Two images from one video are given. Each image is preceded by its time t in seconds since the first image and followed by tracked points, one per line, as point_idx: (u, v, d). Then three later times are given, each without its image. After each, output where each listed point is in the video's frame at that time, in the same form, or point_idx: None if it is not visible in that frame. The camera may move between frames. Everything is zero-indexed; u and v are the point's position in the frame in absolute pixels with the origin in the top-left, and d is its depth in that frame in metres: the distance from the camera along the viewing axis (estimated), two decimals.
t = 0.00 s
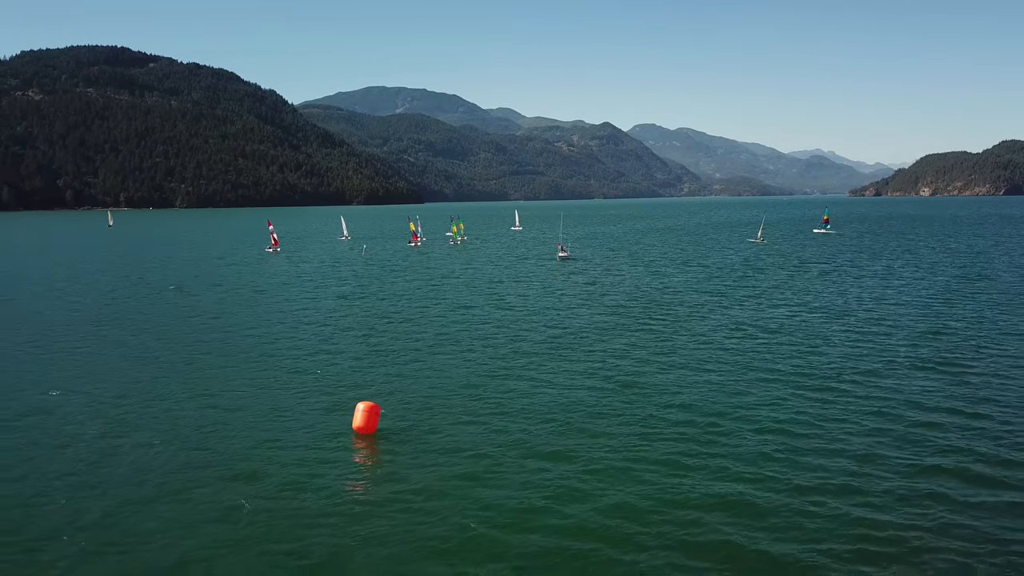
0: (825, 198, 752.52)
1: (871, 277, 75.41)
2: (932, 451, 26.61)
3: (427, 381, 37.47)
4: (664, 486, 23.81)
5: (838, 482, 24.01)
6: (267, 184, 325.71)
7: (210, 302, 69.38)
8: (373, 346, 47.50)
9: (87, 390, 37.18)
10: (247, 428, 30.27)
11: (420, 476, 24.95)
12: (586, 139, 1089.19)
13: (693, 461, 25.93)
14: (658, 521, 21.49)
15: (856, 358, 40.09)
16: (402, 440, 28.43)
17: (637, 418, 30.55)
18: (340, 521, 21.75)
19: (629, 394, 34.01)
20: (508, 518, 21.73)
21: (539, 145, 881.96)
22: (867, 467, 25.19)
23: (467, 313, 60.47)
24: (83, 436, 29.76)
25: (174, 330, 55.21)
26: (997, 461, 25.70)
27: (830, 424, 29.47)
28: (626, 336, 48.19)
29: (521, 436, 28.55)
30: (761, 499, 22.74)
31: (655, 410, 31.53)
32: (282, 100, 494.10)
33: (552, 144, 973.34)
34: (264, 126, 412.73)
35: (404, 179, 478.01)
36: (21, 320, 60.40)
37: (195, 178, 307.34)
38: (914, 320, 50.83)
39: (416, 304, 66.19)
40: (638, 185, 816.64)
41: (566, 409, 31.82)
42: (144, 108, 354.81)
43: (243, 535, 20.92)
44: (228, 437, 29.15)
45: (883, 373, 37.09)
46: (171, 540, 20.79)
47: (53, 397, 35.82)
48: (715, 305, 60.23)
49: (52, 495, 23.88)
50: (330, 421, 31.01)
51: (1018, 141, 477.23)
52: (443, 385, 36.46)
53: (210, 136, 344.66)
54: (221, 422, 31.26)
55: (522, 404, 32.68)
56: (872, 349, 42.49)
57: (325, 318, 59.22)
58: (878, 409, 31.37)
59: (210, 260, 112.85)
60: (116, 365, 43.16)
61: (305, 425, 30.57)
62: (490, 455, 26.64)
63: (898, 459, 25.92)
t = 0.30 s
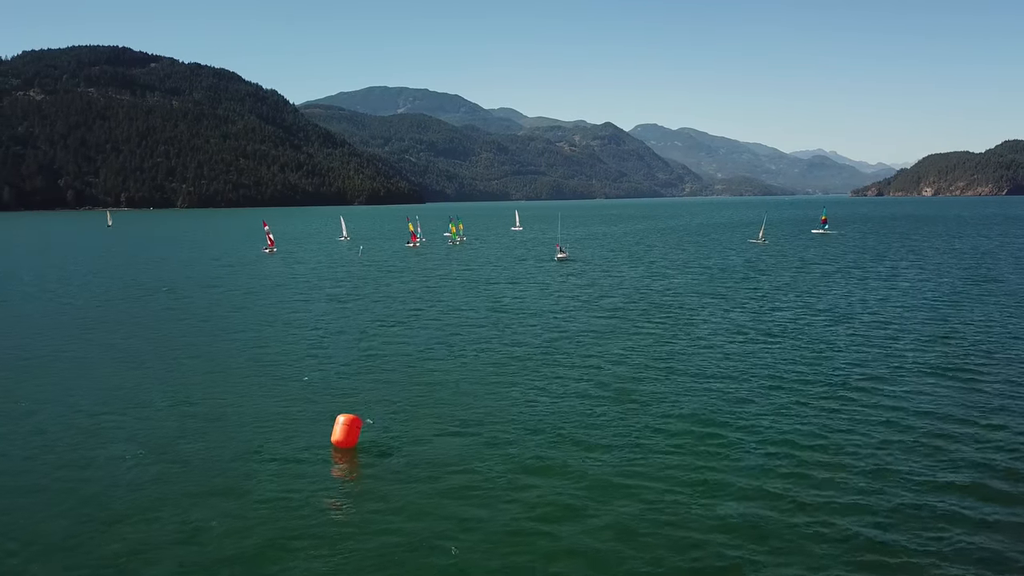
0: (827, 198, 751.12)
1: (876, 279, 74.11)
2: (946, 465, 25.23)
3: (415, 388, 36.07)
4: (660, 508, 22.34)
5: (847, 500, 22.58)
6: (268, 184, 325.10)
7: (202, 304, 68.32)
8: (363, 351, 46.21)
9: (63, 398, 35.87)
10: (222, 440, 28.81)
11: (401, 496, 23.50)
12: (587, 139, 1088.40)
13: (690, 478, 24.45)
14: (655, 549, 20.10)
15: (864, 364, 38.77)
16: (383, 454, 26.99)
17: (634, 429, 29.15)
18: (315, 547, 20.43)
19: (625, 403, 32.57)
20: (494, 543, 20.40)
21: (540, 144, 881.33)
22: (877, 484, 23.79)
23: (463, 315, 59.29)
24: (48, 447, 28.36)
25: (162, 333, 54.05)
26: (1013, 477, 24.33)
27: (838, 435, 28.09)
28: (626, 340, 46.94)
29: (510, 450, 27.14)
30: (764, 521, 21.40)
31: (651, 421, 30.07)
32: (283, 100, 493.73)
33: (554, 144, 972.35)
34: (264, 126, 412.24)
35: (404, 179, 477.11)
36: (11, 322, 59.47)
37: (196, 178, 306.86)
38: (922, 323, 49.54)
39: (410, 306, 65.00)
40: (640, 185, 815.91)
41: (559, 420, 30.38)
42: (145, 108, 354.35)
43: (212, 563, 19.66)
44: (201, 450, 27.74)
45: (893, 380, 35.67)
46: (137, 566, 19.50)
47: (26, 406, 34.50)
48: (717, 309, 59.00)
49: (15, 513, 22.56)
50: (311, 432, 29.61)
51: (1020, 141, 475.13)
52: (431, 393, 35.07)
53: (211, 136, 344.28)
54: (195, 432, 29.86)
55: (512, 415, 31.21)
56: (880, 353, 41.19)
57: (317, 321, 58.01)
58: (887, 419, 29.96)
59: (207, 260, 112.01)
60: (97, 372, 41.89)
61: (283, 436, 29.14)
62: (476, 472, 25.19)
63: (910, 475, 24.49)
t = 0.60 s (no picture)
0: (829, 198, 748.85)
1: (878, 281, 73.23)
2: (951, 481, 24.33)
3: (402, 397, 35.05)
4: (650, 531, 21.25)
5: (846, 521, 21.59)
6: (269, 184, 324.91)
7: (194, 305, 67.47)
8: (350, 355, 45.13)
9: (32, 400, 34.61)
10: (193, 453, 27.66)
11: (378, 516, 22.36)
12: (589, 139, 1086.83)
13: (683, 498, 23.31)
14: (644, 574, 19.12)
15: (867, 371, 37.78)
16: (363, 470, 25.93)
17: (627, 443, 28.12)
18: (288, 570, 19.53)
19: (618, 414, 31.44)
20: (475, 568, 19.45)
21: (542, 144, 880.77)
22: (884, 502, 22.77)
23: (457, 318, 58.30)
24: (15, 457, 27.27)
25: (148, 334, 53.15)
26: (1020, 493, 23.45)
27: (843, 449, 27.06)
28: (624, 343, 45.97)
29: (495, 466, 26.02)
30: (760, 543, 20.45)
31: (644, 434, 28.94)
32: (285, 100, 493.72)
33: (556, 143, 971.87)
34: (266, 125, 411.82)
35: (406, 179, 476.75)
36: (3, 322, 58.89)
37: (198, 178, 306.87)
38: (927, 327, 48.66)
39: (404, 308, 64.04)
40: (642, 185, 814.95)
41: (546, 433, 29.23)
42: (146, 108, 354.17)
43: None
44: (171, 464, 26.54)
45: (896, 388, 34.78)
46: None
47: None
48: (717, 309, 57.99)
49: None
50: (288, 445, 28.55)
51: None
52: (418, 403, 34.00)
53: (212, 136, 344.22)
54: (167, 444, 28.75)
55: (499, 427, 30.13)
56: (886, 359, 40.24)
57: (308, 323, 57.06)
58: (892, 431, 28.92)
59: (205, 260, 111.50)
60: (72, 371, 40.77)
61: (257, 450, 28.05)
62: (457, 490, 24.04)
63: (919, 492, 23.42)
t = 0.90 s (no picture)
0: (831, 198, 747.81)
1: (887, 282, 71.16)
2: (989, 499, 22.07)
3: (390, 404, 32.65)
4: (665, 563, 18.70)
5: (882, 548, 19.24)
6: (270, 184, 323.81)
7: (183, 306, 65.58)
8: (338, 357, 42.81)
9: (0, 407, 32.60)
10: (155, 470, 25.19)
11: (357, 543, 19.81)
12: (591, 139, 1086.30)
13: (699, 521, 20.81)
14: None
15: (883, 375, 35.74)
16: (343, 487, 23.44)
17: (633, 455, 25.83)
18: None
19: (622, 423, 28.99)
20: None
21: (544, 144, 880.07)
22: (927, 525, 20.34)
23: (453, 318, 56.23)
24: None
25: (133, 336, 51.18)
26: None
27: (869, 462, 24.80)
28: (625, 345, 43.86)
29: (489, 483, 23.56)
30: None
31: (651, 447, 26.43)
32: (286, 100, 493.28)
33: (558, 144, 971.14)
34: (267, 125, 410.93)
35: (407, 178, 475.39)
36: None
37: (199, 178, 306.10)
38: (942, 330, 46.57)
39: (398, 308, 62.04)
40: (644, 185, 813.80)
41: (546, 446, 26.67)
42: (147, 107, 353.28)
43: None
44: (131, 481, 24.13)
45: (915, 394, 32.62)
46: None
47: None
48: (721, 310, 55.91)
49: None
50: (263, 460, 26.12)
51: None
52: (406, 410, 31.62)
53: (213, 136, 343.30)
54: (131, 459, 26.33)
55: (493, 439, 27.64)
56: (901, 362, 38.29)
57: (298, 324, 55.01)
58: (920, 441, 26.67)
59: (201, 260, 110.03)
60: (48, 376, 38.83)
61: (227, 464, 25.59)
62: (447, 512, 21.51)
63: (959, 512, 21.14)
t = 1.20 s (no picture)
0: (832, 198, 745.87)
1: (888, 283, 70.33)
2: (990, 518, 21.27)
3: (374, 413, 31.87)
4: None
5: None
6: (271, 184, 323.81)
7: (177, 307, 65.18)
8: (326, 362, 42.04)
9: None
10: (127, 484, 24.42)
11: (328, 570, 18.99)
12: (592, 139, 1084.58)
13: (687, 546, 20.01)
14: None
15: (886, 380, 34.99)
16: (320, 505, 22.63)
17: (621, 468, 25.05)
18: None
19: (611, 436, 28.16)
20: None
21: (546, 143, 879.48)
22: (927, 548, 19.55)
23: (446, 321, 55.50)
24: None
25: (121, 338, 50.61)
26: None
27: (867, 476, 24.03)
28: (623, 350, 43.07)
29: (471, 501, 22.75)
30: None
31: (641, 463, 25.55)
32: (288, 100, 493.69)
33: (560, 143, 970.48)
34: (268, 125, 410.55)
35: (409, 178, 475.10)
36: None
37: (200, 177, 306.15)
38: (946, 334, 45.68)
39: (391, 310, 61.40)
40: (645, 185, 813.16)
41: (531, 462, 25.77)
42: (148, 108, 353.17)
43: None
44: (101, 497, 23.38)
45: (917, 402, 31.83)
46: None
47: None
48: (721, 313, 55.13)
49: None
50: (238, 475, 25.31)
51: None
52: (390, 419, 30.79)
53: (214, 136, 343.41)
54: (104, 472, 25.57)
55: (477, 453, 26.80)
56: (904, 368, 37.56)
57: (289, 327, 54.35)
58: (922, 455, 25.89)
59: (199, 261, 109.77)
60: (33, 381, 38.28)
61: (202, 479, 24.83)
62: (424, 535, 20.67)
63: (958, 535, 20.33)
